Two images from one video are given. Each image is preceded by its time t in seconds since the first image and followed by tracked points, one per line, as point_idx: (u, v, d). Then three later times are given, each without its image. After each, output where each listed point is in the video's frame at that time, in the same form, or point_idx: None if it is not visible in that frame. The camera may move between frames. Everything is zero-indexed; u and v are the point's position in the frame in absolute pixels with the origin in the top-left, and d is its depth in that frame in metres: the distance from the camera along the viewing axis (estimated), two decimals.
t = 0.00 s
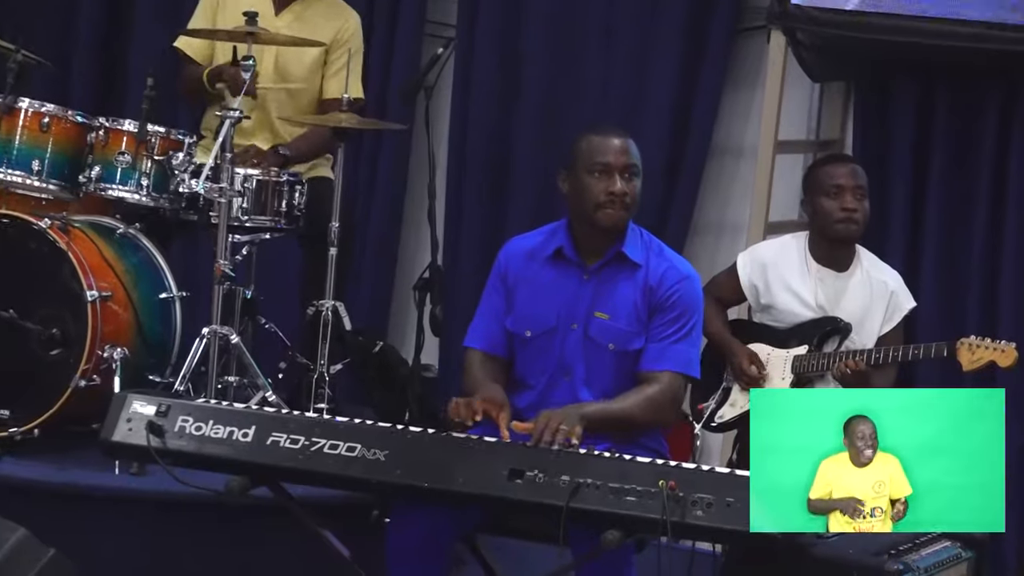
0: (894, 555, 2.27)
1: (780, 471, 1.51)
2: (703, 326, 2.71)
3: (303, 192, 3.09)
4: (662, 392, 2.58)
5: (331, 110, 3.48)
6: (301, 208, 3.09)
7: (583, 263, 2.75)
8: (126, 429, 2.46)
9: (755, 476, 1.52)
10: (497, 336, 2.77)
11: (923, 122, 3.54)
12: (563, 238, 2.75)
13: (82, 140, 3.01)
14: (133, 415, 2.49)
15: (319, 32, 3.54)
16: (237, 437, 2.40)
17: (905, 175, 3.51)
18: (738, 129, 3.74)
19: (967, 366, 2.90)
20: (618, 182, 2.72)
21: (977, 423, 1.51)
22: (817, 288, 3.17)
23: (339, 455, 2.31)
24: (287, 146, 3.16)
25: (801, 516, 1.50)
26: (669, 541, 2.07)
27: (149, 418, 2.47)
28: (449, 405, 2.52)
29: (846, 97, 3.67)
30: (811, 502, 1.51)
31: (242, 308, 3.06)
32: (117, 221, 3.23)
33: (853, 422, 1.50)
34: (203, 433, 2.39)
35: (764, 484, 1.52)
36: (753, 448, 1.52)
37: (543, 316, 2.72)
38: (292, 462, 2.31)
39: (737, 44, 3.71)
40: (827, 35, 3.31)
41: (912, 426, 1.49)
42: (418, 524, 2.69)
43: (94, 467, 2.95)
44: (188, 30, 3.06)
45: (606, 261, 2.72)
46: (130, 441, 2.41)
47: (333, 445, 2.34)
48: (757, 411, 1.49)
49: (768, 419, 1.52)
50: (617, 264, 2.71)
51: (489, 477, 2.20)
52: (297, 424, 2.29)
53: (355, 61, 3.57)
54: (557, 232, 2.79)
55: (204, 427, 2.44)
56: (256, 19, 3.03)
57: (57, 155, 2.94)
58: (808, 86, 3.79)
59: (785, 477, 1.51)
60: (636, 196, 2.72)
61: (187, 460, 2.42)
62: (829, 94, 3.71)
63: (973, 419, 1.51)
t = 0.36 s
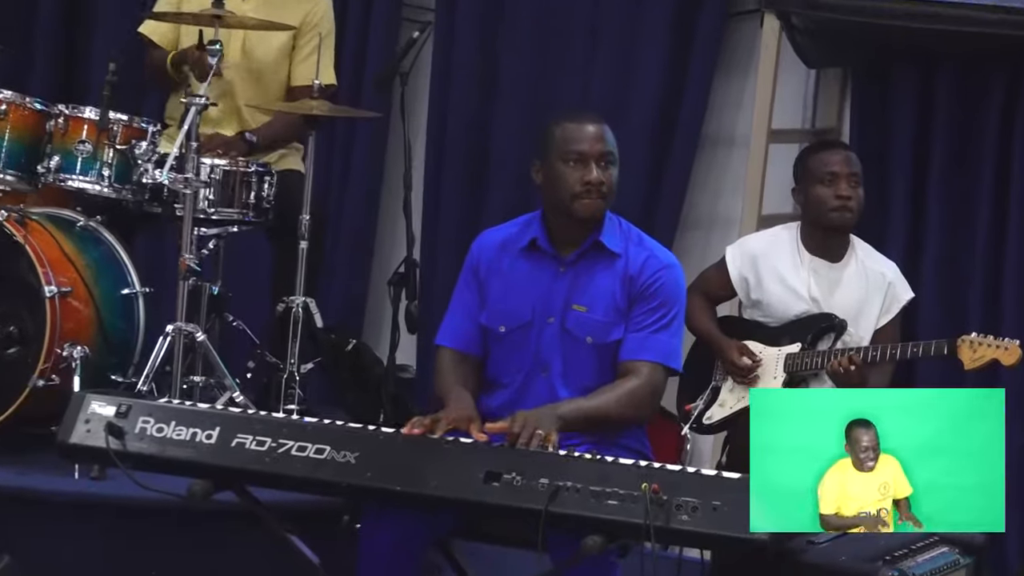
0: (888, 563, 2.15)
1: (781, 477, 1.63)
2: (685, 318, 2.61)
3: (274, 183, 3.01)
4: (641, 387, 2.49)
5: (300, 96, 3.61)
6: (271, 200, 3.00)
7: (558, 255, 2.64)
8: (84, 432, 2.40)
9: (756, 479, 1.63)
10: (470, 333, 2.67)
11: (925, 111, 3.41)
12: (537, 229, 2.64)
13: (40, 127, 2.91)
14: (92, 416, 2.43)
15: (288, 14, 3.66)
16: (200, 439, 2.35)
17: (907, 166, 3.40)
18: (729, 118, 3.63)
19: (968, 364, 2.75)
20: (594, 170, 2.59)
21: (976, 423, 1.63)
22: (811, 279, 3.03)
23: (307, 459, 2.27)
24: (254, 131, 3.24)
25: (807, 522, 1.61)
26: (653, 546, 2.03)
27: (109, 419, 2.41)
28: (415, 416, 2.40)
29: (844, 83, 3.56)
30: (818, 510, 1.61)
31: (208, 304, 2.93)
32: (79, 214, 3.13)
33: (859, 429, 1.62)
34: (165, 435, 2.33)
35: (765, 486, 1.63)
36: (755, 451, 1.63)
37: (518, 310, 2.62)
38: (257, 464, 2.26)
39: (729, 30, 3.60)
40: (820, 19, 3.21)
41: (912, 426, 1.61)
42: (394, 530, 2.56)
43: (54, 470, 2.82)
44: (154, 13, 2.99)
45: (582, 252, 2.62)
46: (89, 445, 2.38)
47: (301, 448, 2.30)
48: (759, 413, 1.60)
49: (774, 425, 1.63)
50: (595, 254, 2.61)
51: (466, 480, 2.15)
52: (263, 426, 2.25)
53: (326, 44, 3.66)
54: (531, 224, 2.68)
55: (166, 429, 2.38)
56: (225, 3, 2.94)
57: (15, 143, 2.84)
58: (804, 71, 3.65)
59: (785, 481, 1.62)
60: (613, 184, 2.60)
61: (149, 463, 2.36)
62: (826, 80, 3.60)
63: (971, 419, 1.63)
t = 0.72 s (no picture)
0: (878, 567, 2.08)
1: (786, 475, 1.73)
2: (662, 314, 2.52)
3: (233, 171, 3.16)
4: (615, 388, 2.40)
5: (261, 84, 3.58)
6: (230, 189, 3.16)
7: (530, 248, 2.53)
8: (34, 433, 2.29)
9: (758, 478, 1.73)
10: (438, 330, 2.55)
11: (920, 100, 3.32)
12: (509, 220, 2.53)
13: None
14: (41, 417, 2.32)
15: None
16: (156, 440, 2.24)
17: (901, 156, 3.29)
18: (715, 108, 3.59)
19: (962, 362, 2.63)
20: (571, 155, 2.48)
21: (976, 423, 1.76)
22: (799, 274, 2.91)
23: (269, 461, 2.18)
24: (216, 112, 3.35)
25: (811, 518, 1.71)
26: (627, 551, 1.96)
27: (60, 419, 2.30)
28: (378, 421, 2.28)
29: (834, 71, 3.44)
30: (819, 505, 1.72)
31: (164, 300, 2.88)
32: (30, 203, 3.16)
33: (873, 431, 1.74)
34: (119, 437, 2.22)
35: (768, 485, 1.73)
36: (759, 450, 1.73)
37: (489, 306, 2.50)
38: (216, 468, 2.18)
39: (715, 16, 3.57)
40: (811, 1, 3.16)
41: (921, 429, 1.75)
42: (362, 535, 2.45)
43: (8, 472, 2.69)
44: None
45: (556, 244, 2.51)
46: (39, 446, 2.27)
47: (261, 450, 2.21)
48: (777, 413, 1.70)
49: (791, 424, 1.73)
50: (569, 247, 2.50)
51: (434, 484, 2.09)
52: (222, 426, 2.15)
53: (288, 30, 3.61)
54: (501, 215, 2.57)
55: (120, 430, 2.27)
56: None
57: None
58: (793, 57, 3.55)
59: (792, 480, 1.72)
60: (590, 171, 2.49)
61: (102, 466, 2.25)
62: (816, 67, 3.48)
63: (972, 419, 1.77)
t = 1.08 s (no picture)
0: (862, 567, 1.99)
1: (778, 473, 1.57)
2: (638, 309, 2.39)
3: (196, 163, 3.19)
4: (588, 385, 2.26)
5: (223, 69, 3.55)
6: (192, 180, 3.18)
7: (500, 240, 2.37)
8: None
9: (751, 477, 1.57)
10: (405, 326, 2.41)
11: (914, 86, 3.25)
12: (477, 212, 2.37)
13: None
14: None
15: None
16: (108, 440, 2.13)
17: (893, 147, 3.23)
18: (699, 96, 3.52)
19: (953, 360, 2.51)
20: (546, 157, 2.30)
21: (975, 423, 1.58)
22: (786, 269, 2.76)
23: (224, 462, 2.06)
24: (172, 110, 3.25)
25: (811, 517, 1.55)
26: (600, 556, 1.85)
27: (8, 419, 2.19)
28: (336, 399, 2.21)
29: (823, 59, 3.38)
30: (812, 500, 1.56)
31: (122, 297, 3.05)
32: None
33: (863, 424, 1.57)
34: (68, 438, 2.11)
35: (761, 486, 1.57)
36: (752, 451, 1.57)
37: (457, 301, 2.36)
38: (170, 470, 2.06)
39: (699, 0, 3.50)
40: None
41: (915, 427, 1.57)
42: (323, 539, 2.32)
43: None
44: None
45: (526, 238, 2.36)
46: None
47: (216, 450, 2.08)
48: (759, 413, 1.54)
49: (776, 421, 1.57)
50: (540, 241, 2.35)
51: (395, 485, 1.97)
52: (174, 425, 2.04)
53: (251, 11, 3.58)
54: (471, 205, 2.42)
55: (70, 430, 2.16)
56: None
57: None
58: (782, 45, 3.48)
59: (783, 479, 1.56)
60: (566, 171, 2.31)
61: (52, 468, 2.14)
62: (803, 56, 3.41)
63: (971, 419, 1.58)
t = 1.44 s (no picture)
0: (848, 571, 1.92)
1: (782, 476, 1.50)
2: (620, 303, 2.28)
3: (153, 150, 3.08)
4: (569, 387, 2.17)
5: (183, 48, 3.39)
6: (148, 168, 3.08)
7: (473, 231, 2.26)
8: None
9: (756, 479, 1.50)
10: (376, 323, 2.29)
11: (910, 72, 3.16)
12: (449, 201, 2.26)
13: None
14: None
15: None
16: (62, 439, 2.01)
17: (890, 135, 3.14)
18: (686, 79, 3.43)
19: (946, 356, 2.41)
20: (474, 127, 2.21)
21: (974, 423, 1.50)
22: (776, 261, 2.64)
23: (185, 462, 1.94)
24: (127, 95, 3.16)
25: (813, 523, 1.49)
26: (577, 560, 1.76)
27: None
28: (310, 415, 2.04)
29: (816, 42, 3.29)
30: (813, 511, 1.49)
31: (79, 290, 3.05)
32: None
33: (848, 426, 1.50)
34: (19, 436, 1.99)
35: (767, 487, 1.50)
36: (755, 453, 1.50)
37: (430, 295, 2.25)
38: (128, 471, 1.95)
39: None
40: None
41: (907, 428, 1.50)
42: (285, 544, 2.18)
43: None
44: None
45: (501, 228, 2.24)
46: None
47: (176, 450, 1.97)
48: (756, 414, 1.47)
49: (762, 425, 1.50)
50: (514, 232, 2.24)
51: (363, 486, 1.87)
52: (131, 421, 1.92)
53: None
54: (443, 194, 2.30)
55: (22, 428, 2.03)
56: None
57: None
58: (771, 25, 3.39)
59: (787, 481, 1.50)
60: (500, 143, 2.20)
61: (3, 469, 2.02)
62: (795, 38, 3.34)
63: (969, 420, 1.51)
